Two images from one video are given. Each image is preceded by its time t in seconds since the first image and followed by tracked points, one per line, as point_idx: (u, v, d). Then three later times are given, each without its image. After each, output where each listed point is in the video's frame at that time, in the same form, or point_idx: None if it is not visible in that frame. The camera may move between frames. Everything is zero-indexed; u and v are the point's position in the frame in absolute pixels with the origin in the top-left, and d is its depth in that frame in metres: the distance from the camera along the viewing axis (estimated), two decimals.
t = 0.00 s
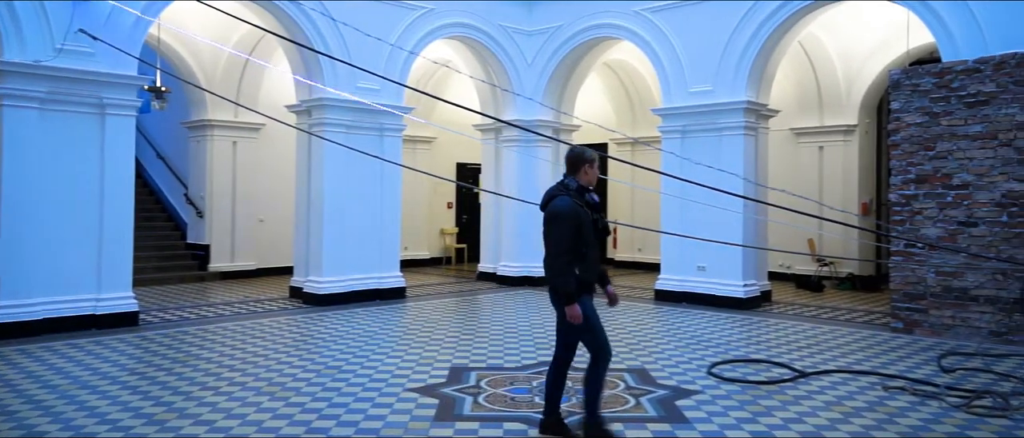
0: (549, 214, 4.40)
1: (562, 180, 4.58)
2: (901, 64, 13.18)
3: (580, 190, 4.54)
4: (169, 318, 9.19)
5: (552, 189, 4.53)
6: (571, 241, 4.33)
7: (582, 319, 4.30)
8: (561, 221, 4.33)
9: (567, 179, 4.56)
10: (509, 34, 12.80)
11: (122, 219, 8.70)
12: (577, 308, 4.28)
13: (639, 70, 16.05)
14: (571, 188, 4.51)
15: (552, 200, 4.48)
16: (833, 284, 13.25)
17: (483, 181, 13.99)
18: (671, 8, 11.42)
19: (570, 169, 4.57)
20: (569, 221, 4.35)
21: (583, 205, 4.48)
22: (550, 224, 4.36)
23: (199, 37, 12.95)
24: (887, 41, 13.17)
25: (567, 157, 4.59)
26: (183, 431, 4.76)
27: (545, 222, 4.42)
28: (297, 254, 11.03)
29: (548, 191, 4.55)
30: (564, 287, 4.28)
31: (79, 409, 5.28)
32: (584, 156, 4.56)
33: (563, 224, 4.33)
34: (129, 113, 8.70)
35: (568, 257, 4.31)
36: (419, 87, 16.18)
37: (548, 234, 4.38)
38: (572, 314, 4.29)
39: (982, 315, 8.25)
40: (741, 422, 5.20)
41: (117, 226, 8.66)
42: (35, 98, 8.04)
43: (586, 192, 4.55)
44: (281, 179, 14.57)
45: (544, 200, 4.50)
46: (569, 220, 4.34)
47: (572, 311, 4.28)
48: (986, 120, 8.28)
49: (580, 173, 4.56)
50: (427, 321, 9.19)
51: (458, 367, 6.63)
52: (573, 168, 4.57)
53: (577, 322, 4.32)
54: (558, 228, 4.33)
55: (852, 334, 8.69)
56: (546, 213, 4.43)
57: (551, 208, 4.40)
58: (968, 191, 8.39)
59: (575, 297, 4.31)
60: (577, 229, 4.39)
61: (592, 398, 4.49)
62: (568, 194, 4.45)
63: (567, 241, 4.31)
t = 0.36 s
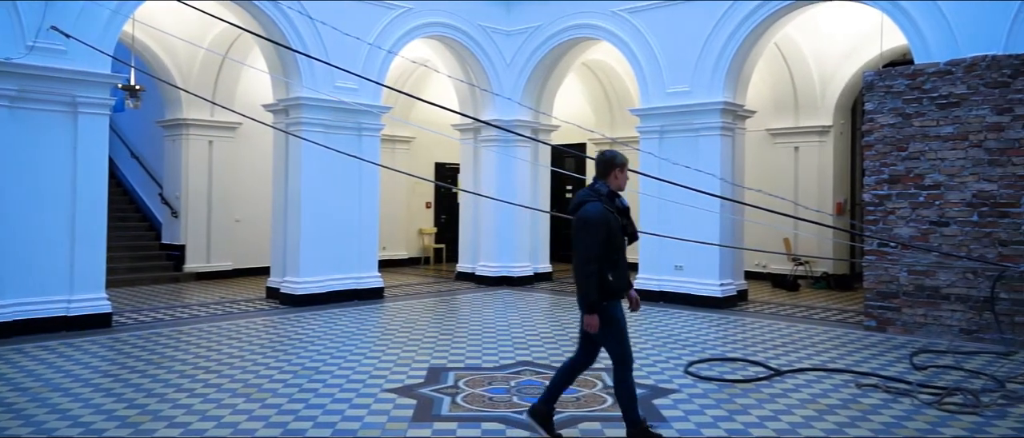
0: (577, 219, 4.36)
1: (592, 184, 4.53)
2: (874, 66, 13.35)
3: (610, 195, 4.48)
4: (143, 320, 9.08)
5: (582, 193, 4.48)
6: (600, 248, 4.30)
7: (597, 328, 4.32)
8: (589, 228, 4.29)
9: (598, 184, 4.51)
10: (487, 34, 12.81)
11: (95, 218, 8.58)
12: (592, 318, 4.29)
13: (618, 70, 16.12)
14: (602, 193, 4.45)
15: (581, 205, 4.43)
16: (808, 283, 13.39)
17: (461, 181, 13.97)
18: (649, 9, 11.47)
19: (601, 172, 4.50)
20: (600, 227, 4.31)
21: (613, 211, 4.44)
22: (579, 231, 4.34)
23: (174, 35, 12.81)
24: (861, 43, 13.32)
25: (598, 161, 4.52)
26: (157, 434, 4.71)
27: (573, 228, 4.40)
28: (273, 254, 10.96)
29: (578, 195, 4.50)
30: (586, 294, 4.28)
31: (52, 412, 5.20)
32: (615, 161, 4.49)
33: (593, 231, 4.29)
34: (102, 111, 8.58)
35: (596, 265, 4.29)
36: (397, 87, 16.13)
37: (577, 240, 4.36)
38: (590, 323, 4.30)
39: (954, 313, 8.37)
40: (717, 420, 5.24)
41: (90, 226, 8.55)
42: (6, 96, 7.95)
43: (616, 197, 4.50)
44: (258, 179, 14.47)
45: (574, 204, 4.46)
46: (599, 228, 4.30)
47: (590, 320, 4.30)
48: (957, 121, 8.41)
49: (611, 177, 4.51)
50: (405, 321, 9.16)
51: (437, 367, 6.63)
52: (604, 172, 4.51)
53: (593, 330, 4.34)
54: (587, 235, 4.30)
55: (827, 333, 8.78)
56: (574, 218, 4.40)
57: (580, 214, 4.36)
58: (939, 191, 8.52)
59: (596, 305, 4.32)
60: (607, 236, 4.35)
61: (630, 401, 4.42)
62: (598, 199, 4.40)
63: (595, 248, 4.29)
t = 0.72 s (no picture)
0: (611, 214, 4.33)
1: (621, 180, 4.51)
2: (855, 67, 13.47)
3: (642, 190, 4.47)
4: (124, 321, 9.01)
5: (613, 188, 4.46)
6: (640, 243, 4.27)
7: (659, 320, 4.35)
8: (627, 222, 4.26)
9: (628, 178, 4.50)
10: (471, 33, 12.81)
11: (74, 219, 8.49)
12: (656, 311, 4.33)
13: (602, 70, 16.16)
14: (633, 187, 4.44)
15: (614, 201, 4.40)
16: (790, 282, 13.50)
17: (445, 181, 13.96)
18: (632, 10, 11.52)
19: (632, 167, 4.50)
20: (637, 222, 4.27)
21: (645, 206, 4.42)
22: (615, 225, 4.30)
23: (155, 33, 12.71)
24: (843, 45, 13.44)
25: (628, 156, 4.52)
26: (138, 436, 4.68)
27: (606, 223, 4.35)
28: (256, 254, 10.90)
29: (607, 190, 4.47)
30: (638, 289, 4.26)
31: (31, 414, 5.15)
32: (647, 157, 4.50)
33: (630, 225, 4.26)
34: (81, 110, 8.49)
35: (637, 260, 4.26)
36: (381, 86, 16.09)
37: (613, 235, 4.32)
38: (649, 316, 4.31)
39: (933, 312, 8.46)
40: (701, 419, 5.27)
41: (69, 226, 8.46)
42: None
43: (647, 192, 4.49)
44: (241, 179, 14.38)
45: (604, 200, 4.43)
46: (636, 222, 4.27)
47: (650, 314, 4.31)
48: (937, 122, 8.49)
49: (642, 172, 4.50)
50: (389, 321, 9.14)
51: (421, 368, 6.62)
52: (634, 167, 4.51)
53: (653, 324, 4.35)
54: (625, 230, 4.26)
55: (809, 332, 8.85)
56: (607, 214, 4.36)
57: (615, 209, 4.33)
58: (919, 191, 8.60)
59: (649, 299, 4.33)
60: (644, 230, 4.32)
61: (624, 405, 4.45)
62: (631, 193, 4.38)
63: (635, 243, 4.25)
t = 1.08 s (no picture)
0: (646, 218, 4.34)
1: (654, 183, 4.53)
2: (838, 68, 13.57)
3: (675, 194, 4.48)
4: (105, 322, 8.94)
5: (645, 193, 4.47)
6: (674, 246, 4.28)
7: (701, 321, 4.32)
8: (662, 225, 4.27)
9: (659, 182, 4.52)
10: (456, 33, 12.81)
11: (55, 219, 8.42)
12: (696, 314, 4.29)
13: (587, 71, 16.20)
14: (667, 191, 4.45)
15: (648, 204, 4.41)
16: (773, 282, 13.58)
17: (430, 180, 13.95)
18: (617, 10, 11.55)
19: (665, 172, 4.50)
20: (671, 225, 4.28)
21: (679, 211, 4.42)
22: (650, 228, 4.31)
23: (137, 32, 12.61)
24: (826, 46, 13.53)
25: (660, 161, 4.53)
26: None
27: (642, 226, 4.37)
28: (240, 254, 10.84)
29: (639, 195, 4.49)
30: (677, 291, 4.27)
31: (10, 416, 5.10)
32: (680, 162, 4.50)
33: (666, 228, 4.27)
34: (62, 109, 8.42)
35: (676, 262, 4.26)
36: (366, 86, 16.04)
37: (649, 239, 4.33)
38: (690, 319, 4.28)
39: (913, 310, 8.54)
40: (684, 418, 5.29)
41: (50, 226, 8.39)
42: None
43: (680, 197, 4.50)
44: (224, 178, 14.30)
45: (637, 205, 4.45)
46: (672, 225, 4.28)
47: (690, 317, 4.28)
48: (917, 123, 8.58)
49: (675, 177, 4.51)
50: (373, 322, 9.12)
51: (405, 368, 6.61)
52: (665, 172, 4.51)
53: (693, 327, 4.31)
54: (661, 233, 4.27)
55: (792, 331, 8.91)
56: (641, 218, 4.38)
57: (649, 211, 4.34)
58: (900, 191, 8.68)
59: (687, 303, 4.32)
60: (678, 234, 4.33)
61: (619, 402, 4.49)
62: (665, 197, 4.40)
63: (673, 247, 4.27)
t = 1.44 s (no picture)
0: (659, 212, 4.37)
1: (666, 180, 4.57)
2: (800, 70, 13.79)
3: (687, 190, 4.53)
4: (63, 324, 8.76)
5: (659, 188, 4.51)
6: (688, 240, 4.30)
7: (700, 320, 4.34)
8: (676, 219, 4.28)
9: (671, 179, 4.57)
10: (423, 32, 12.77)
11: (9, 219, 8.23)
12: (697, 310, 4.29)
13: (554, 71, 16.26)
14: (679, 188, 4.50)
15: (662, 198, 4.44)
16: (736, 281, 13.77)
17: (397, 180, 13.89)
18: (583, 11, 11.61)
19: (678, 170, 4.57)
20: (686, 219, 4.30)
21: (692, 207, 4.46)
22: (665, 222, 4.33)
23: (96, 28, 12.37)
24: (789, 48, 13.73)
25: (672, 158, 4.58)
26: None
27: (655, 221, 4.39)
28: (202, 255, 10.69)
29: (652, 190, 4.52)
30: (686, 290, 4.28)
31: None
32: (691, 161, 4.58)
33: (680, 222, 4.28)
34: (18, 107, 8.23)
35: (688, 257, 4.28)
36: (331, 85, 15.92)
37: (662, 234, 4.35)
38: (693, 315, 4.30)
39: (872, 308, 8.72)
40: (649, 416, 5.34)
41: (4, 227, 8.19)
42: None
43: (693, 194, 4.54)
44: (186, 178, 14.09)
45: (650, 200, 4.48)
46: (686, 219, 4.30)
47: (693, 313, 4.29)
48: (876, 124, 8.76)
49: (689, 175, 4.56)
50: (338, 323, 9.06)
51: (371, 369, 6.58)
52: (676, 169, 4.57)
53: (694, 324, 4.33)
54: (675, 226, 4.29)
55: (755, 329, 9.04)
56: (654, 212, 4.41)
57: (664, 205, 4.37)
58: (859, 191, 8.85)
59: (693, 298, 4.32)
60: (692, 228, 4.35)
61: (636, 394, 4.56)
62: (678, 192, 4.44)
63: (686, 243, 4.28)
